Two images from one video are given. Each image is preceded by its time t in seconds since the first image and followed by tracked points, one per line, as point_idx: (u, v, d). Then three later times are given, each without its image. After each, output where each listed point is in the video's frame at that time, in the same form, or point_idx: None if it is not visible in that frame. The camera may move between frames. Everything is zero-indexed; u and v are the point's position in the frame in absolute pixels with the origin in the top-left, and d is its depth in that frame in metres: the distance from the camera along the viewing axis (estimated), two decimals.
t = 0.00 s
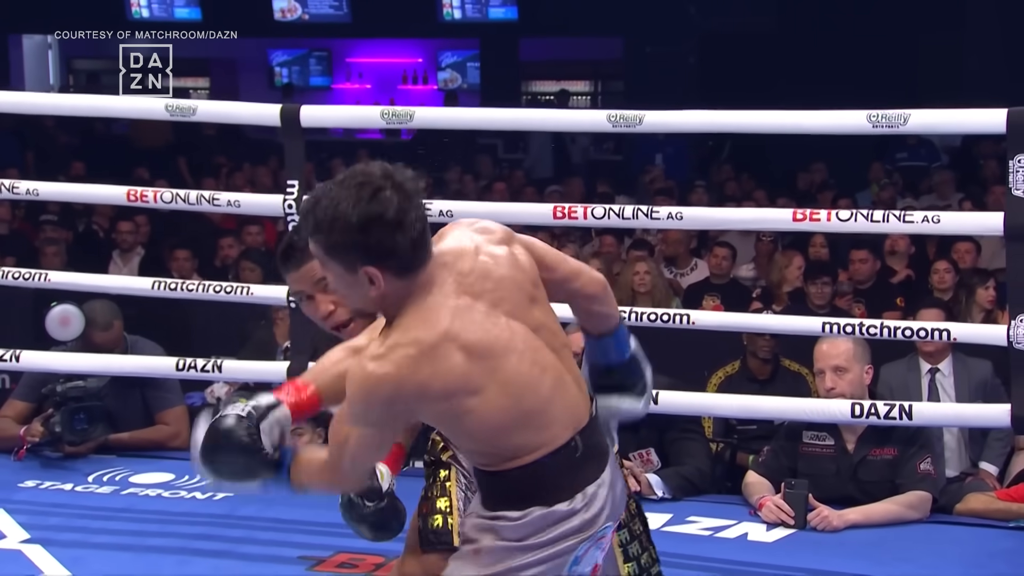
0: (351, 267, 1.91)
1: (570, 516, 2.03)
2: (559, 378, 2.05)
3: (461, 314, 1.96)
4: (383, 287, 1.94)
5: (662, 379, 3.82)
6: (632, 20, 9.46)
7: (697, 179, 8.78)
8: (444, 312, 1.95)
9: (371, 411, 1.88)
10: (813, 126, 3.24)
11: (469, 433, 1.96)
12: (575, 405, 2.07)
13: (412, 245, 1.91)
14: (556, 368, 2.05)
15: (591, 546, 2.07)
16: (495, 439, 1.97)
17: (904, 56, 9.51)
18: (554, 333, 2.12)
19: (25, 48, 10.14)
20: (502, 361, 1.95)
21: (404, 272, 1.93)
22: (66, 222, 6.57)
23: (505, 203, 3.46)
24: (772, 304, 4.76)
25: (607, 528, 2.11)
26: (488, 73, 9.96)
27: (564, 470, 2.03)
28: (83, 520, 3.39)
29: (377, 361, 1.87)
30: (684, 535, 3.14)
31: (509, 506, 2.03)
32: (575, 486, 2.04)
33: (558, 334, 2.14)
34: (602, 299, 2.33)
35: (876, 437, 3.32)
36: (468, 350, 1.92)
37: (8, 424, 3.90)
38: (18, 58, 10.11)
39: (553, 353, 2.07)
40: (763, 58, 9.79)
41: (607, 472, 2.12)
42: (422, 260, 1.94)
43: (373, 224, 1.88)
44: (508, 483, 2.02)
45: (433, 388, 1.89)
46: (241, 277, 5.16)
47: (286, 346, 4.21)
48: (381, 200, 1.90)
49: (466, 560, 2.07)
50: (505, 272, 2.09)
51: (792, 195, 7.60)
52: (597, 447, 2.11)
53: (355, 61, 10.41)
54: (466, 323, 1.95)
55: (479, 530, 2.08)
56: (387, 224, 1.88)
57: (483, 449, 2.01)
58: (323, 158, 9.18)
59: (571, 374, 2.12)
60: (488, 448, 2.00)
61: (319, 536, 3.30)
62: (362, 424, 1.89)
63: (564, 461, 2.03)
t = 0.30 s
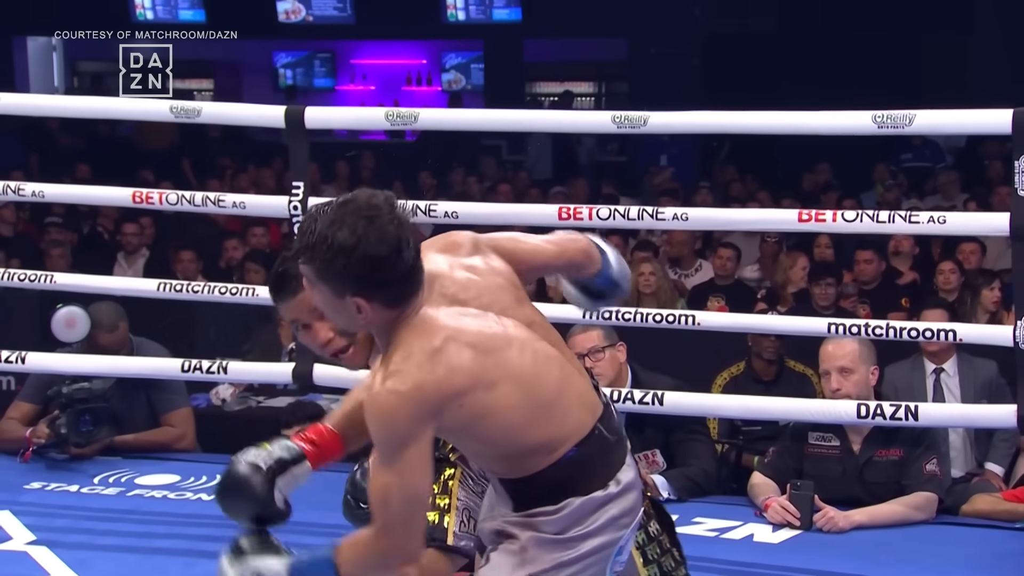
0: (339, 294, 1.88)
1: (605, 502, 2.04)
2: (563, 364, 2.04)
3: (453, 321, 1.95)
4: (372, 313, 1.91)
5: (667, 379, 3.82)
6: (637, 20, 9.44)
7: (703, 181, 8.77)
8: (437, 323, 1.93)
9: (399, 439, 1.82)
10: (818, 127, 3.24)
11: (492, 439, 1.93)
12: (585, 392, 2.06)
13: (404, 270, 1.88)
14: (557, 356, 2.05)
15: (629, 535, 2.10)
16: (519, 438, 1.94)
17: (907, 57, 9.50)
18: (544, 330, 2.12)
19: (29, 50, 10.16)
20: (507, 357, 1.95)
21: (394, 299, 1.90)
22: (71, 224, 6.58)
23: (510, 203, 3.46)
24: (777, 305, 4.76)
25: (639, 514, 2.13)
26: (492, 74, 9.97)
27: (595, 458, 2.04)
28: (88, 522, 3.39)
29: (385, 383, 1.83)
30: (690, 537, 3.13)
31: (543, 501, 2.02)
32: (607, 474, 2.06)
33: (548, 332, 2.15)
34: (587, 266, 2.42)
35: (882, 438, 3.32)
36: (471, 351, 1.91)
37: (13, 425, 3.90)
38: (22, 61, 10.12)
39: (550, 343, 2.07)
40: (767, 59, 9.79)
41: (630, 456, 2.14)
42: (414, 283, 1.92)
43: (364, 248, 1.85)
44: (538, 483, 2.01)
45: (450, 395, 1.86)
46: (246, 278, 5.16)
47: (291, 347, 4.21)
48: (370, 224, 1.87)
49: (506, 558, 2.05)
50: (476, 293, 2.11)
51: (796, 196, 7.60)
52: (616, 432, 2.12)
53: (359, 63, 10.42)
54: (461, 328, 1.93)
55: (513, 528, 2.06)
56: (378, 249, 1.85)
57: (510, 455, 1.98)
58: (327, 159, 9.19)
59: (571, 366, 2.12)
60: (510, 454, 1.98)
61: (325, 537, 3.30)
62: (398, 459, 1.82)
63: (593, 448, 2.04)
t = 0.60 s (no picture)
0: (308, 312, 1.99)
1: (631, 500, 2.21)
2: (572, 357, 2.19)
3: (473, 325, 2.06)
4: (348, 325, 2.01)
5: (675, 382, 3.83)
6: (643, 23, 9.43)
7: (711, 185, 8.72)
8: (461, 329, 2.03)
9: (466, 437, 1.88)
10: (826, 129, 3.24)
11: (529, 431, 2.04)
12: (596, 383, 2.22)
13: (368, 278, 1.97)
14: (564, 349, 2.18)
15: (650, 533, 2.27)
16: (552, 425, 2.07)
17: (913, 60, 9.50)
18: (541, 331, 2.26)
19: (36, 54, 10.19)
20: (534, 351, 2.07)
21: (367, 311, 1.98)
22: (78, 228, 6.58)
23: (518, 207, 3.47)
24: (784, 308, 4.74)
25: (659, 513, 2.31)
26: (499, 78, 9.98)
27: (619, 456, 2.21)
28: (97, 525, 3.40)
29: (437, 382, 1.91)
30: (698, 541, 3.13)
31: (570, 502, 2.18)
32: (631, 473, 2.23)
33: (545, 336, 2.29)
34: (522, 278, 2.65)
35: (890, 441, 3.33)
36: (501, 348, 2.02)
37: (21, 429, 3.90)
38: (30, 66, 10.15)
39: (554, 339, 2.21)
40: (773, 62, 9.78)
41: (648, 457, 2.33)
42: (391, 291, 2.01)
43: (321, 260, 1.96)
44: (568, 482, 2.17)
45: (498, 389, 1.96)
46: (253, 282, 5.17)
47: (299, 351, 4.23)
48: (323, 238, 1.98)
49: (533, 558, 2.18)
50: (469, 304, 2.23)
51: (804, 199, 7.59)
52: (633, 435, 2.30)
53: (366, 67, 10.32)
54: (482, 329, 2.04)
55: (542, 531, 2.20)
56: (330, 256, 1.96)
57: (546, 443, 2.10)
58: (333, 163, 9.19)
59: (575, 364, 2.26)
60: (539, 446, 2.10)
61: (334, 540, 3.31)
62: (469, 456, 1.88)
63: (615, 446, 2.21)
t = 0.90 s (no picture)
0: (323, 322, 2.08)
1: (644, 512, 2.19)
2: (596, 359, 2.20)
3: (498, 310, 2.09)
4: (363, 323, 2.07)
5: (684, 387, 3.83)
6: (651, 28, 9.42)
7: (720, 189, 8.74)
8: (481, 310, 2.07)
9: (478, 413, 1.94)
10: (836, 134, 3.25)
11: (547, 420, 2.07)
12: (621, 391, 2.23)
13: (358, 276, 2.03)
14: (589, 351, 2.20)
15: (665, 547, 2.23)
16: (570, 419, 2.08)
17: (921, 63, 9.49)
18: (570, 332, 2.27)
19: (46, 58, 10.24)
20: (555, 345, 2.10)
21: (367, 306, 2.04)
22: (87, 232, 6.59)
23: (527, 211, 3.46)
24: (793, 312, 4.74)
25: (674, 528, 2.28)
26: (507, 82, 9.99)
27: (633, 464, 2.20)
28: (107, 529, 3.40)
29: (451, 361, 1.96)
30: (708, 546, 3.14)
31: (582, 512, 2.16)
32: (645, 485, 2.21)
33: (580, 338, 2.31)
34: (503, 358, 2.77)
35: (901, 446, 3.33)
36: (522, 335, 2.05)
37: (31, 433, 3.91)
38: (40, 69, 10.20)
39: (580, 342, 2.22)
40: (781, 66, 9.78)
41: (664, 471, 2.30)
42: (390, 279, 2.06)
43: (309, 271, 2.05)
44: (580, 487, 2.16)
45: (512, 372, 1.99)
46: (262, 286, 5.19)
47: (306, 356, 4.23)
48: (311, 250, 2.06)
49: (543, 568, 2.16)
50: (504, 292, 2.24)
51: (813, 204, 7.58)
52: (651, 447, 2.29)
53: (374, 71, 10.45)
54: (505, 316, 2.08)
55: (551, 542, 2.18)
56: (317, 269, 2.04)
57: (564, 441, 2.11)
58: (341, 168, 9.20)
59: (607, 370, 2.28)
60: (557, 441, 2.11)
61: (344, 545, 3.32)
62: (481, 431, 1.95)
63: (631, 455, 2.20)
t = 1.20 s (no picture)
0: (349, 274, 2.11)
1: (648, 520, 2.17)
2: (618, 358, 2.21)
3: (526, 283, 2.13)
4: (388, 281, 2.11)
5: (692, 391, 3.84)
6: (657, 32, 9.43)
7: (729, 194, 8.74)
8: (506, 278, 2.12)
9: (480, 367, 2.00)
10: (845, 139, 3.26)
11: (555, 398, 2.08)
12: (641, 399, 2.23)
13: (387, 229, 2.08)
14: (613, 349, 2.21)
15: (668, 558, 2.22)
16: (579, 400, 2.09)
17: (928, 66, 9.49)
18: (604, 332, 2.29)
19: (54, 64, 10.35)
20: (575, 327, 2.14)
21: (392, 263, 2.08)
22: (96, 237, 6.60)
23: (536, 216, 3.47)
24: (803, 317, 4.75)
25: (681, 542, 2.26)
26: (514, 88, 10.01)
27: (640, 464, 2.17)
28: (116, 533, 3.41)
29: (466, 313, 2.02)
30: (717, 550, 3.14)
31: (587, 514, 2.16)
32: (651, 490, 2.19)
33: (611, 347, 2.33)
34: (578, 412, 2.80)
35: (910, 451, 3.34)
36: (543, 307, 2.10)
37: (41, 437, 3.91)
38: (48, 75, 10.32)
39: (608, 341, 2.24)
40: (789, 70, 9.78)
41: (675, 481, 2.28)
42: (418, 238, 2.10)
43: (340, 224, 2.10)
44: (582, 481, 2.14)
45: (525, 336, 2.04)
46: (271, 291, 5.20)
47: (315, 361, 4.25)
48: (345, 204, 2.12)
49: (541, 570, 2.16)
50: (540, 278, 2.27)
51: (821, 208, 7.58)
52: (666, 459, 2.26)
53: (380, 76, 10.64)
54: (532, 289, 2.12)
55: (554, 543, 2.18)
56: (348, 219, 2.09)
57: (565, 428, 2.11)
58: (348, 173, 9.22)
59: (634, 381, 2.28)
60: (563, 426, 2.11)
61: (353, 550, 3.32)
62: (483, 381, 1.99)
63: (641, 460, 2.18)
